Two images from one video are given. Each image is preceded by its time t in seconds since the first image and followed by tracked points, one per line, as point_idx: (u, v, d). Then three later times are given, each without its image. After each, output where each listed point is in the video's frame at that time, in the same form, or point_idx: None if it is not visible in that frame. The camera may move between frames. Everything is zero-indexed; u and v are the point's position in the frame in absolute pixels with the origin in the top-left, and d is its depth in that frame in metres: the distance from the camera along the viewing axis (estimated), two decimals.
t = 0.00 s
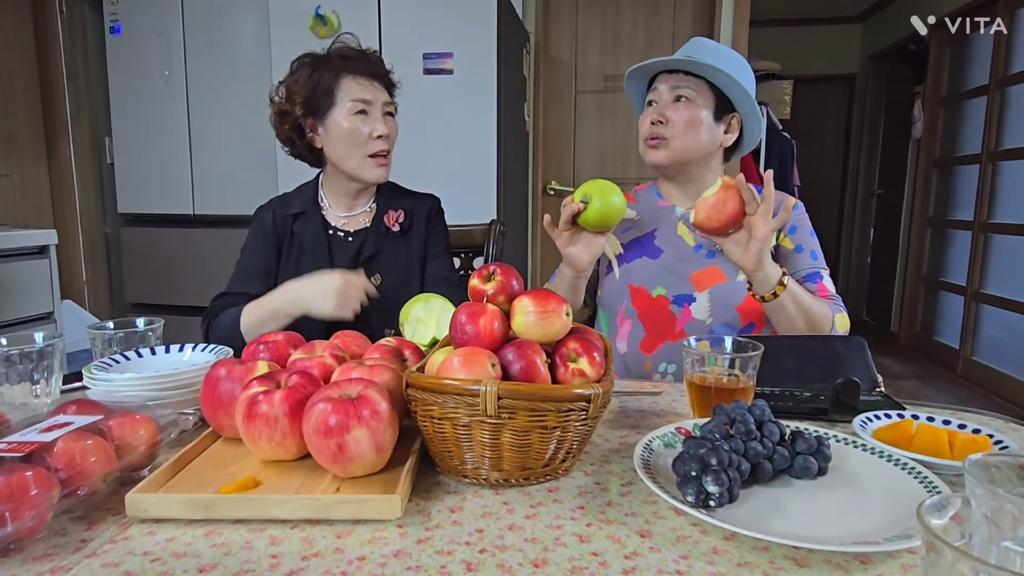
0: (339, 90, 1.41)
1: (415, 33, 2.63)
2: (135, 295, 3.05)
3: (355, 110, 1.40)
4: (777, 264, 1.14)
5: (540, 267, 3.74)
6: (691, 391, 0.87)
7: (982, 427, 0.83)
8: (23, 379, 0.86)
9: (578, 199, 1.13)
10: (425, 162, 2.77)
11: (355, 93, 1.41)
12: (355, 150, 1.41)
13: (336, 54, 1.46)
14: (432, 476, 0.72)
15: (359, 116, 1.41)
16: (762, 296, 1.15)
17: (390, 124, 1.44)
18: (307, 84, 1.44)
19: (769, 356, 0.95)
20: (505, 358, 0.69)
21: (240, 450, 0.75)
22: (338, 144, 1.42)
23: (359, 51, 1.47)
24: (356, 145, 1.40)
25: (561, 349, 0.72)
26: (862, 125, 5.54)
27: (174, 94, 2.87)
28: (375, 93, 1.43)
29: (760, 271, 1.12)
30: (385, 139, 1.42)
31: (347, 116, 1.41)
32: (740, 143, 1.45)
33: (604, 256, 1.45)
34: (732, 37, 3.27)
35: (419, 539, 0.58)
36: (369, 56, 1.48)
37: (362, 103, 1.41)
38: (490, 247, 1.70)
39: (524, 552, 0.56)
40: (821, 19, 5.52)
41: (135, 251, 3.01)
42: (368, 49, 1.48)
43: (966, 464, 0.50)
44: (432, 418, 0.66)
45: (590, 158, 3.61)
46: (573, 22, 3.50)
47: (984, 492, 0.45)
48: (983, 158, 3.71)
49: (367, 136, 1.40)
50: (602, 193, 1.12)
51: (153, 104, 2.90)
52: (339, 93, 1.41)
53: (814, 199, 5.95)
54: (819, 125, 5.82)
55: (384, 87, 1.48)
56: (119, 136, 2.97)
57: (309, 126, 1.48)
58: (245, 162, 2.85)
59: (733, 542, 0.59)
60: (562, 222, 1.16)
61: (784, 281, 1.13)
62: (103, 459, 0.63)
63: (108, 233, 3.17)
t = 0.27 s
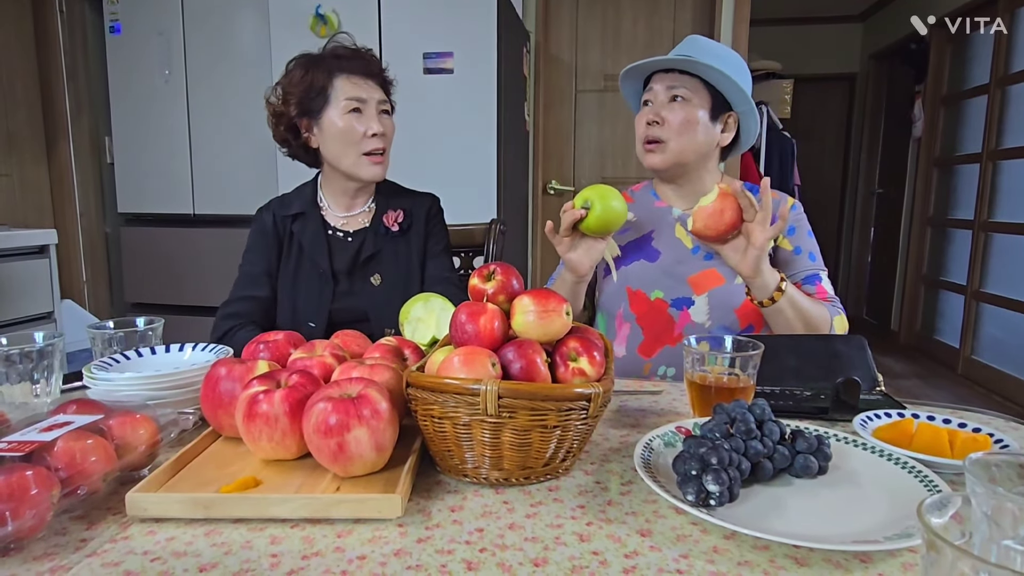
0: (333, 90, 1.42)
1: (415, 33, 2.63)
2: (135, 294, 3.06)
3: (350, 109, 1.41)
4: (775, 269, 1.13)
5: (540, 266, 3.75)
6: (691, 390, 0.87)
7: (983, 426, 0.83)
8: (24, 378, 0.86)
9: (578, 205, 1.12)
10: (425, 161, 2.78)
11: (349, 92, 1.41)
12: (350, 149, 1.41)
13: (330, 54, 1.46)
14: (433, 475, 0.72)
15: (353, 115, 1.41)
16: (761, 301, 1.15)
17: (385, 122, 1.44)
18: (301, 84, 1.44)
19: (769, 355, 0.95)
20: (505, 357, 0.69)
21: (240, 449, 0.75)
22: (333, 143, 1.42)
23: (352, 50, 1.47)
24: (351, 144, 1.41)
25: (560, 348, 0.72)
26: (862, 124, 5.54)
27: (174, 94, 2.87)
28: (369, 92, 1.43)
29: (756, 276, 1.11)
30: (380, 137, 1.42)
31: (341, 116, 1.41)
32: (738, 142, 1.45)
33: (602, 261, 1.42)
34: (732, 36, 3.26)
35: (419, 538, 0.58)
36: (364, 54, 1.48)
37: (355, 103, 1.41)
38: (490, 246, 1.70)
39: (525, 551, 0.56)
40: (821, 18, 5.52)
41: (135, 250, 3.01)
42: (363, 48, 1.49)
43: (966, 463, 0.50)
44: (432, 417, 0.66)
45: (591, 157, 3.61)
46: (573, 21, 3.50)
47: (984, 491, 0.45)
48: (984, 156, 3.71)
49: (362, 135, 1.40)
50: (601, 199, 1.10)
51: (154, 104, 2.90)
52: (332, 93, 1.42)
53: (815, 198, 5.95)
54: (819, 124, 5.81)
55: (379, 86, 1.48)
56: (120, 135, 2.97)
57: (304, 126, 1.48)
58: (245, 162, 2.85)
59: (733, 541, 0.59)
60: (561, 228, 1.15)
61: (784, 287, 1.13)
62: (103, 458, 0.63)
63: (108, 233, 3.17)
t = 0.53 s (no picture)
0: (331, 90, 1.41)
1: (415, 32, 2.63)
2: (135, 294, 3.06)
3: (348, 109, 1.40)
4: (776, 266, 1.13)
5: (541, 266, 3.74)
6: (691, 390, 0.87)
7: (983, 425, 0.83)
8: (23, 378, 0.86)
9: (581, 207, 1.13)
10: (425, 161, 2.78)
11: (348, 93, 1.41)
12: (348, 149, 1.40)
13: (327, 53, 1.46)
14: (432, 475, 0.72)
15: (351, 115, 1.41)
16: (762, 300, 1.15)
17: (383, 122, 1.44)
18: (298, 84, 1.44)
19: (769, 354, 0.95)
20: (504, 356, 0.69)
21: (239, 449, 0.75)
22: (331, 143, 1.42)
23: (349, 49, 1.47)
24: (349, 144, 1.40)
25: (560, 347, 0.72)
26: (862, 123, 5.54)
27: (174, 93, 2.87)
28: (367, 91, 1.43)
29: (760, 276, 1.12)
30: (379, 137, 1.42)
31: (339, 116, 1.41)
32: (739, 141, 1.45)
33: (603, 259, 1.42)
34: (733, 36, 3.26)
35: (418, 537, 0.58)
36: (361, 54, 1.48)
37: (353, 103, 1.41)
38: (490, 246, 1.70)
39: (524, 550, 0.56)
40: (822, 17, 5.51)
41: (135, 250, 3.01)
42: (360, 47, 1.48)
43: (965, 462, 0.50)
44: (431, 416, 0.66)
45: (591, 156, 3.61)
46: (573, 20, 3.50)
47: (983, 490, 0.45)
48: (984, 155, 3.70)
49: (360, 134, 1.40)
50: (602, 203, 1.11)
51: (153, 104, 2.90)
52: (330, 93, 1.42)
53: (815, 198, 5.94)
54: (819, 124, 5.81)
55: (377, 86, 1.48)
56: (120, 135, 2.98)
57: (302, 126, 1.48)
58: (245, 162, 2.85)
59: (733, 540, 0.59)
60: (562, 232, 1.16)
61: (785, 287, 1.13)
62: (103, 458, 0.63)
63: (108, 233, 3.17)
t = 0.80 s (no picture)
0: (332, 90, 1.41)
1: (416, 31, 2.63)
2: (136, 293, 3.06)
3: (349, 110, 1.40)
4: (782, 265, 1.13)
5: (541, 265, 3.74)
6: (691, 388, 0.87)
7: (984, 423, 0.83)
8: (24, 377, 0.86)
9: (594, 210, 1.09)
10: (425, 160, 2.78)
11: (350, 93, 1.41)
12: (350, 149, 1.41)
13: (328, 53, 1.46)
14: (433, 473, 0.72)
15: (352, 115, 1.41)
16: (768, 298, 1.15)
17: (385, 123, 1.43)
18: (300, 84, 1.44)
19: (770, 353, 0.95)
20: (505, 355, 0.69)
21: (240, 448, 0.75)
22: (332, 144, 1.42)
23: (349, 49, 1.47)
24: (350, 145, 1.41)
25: (561, 346, 0.71)
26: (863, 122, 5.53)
27: (174, 93, 2.87)
28: (369, 91, 1.42)
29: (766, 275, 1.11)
30: (380, 137, 1.42)
31: (340, 116, 1.41)
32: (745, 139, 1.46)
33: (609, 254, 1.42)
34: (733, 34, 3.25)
35: (419, 536, 0.58)
36: (362, 54, 1.48)
37: (354, 103, 1.41)
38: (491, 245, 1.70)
39: (525, 548, 0.56)
40: (822, 16, 5.51)
41: (136, 250, 3.01)
42: (361, 47, 1.48)
43: (967, 460, 0.50)
44: (432, 415, 0.66)
45: (591, 155, 3.60)
46: (574, 19, 3.49)
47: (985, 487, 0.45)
48: (984, 154, 3.70)
49: (361, 135, 1.40)
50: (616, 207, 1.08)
51: (154, 104, 2.90)
52: (332, 93, 1.42)
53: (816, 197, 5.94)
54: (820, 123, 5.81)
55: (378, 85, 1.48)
56: (120, 135, 2.98)
57: (303, 126, 1.48)
58: (246, 161, 2.85)
59: (734, 538, 0.59)
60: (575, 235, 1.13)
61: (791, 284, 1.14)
62: (103, 457, 0.63)
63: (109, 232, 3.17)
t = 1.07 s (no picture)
0: (322, 92, 1.41)
1: (416, 31, 2.63)
2: (136, 293, 3.06)
3: (337, 113, 1.40)
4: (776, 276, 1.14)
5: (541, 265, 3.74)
6: (691, 388, 0.87)
7: (984, 422, 0.83)
8: (24, 377, 0.86)
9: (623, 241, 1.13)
10: (425, 160, 2.78)
11: (338, 95, 1.40)
12: (337, 152, 1.40)
13: (323, 54, 1.44)
14: (432, 473, 0.72)
15: (340, 117, 1.40)
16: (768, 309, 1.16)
17: (374, 123, 1.41)
18: (292, 85, 1.44)
19: (770, 352, 0.95)
20: (505, 355, 0.69)
21: (240, 447, 0.75)
22: (322, 145, 1.42)
23: (344, 48, 1.46)
24: (338, 147, 1.40)
25: (561, 345, 0.71)
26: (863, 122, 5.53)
27: (174, 93, 2.87)
28: (359, 93, 1.41)
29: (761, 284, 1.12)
30: (369, 139, 1.40)
31: (329, 119, 1.41)
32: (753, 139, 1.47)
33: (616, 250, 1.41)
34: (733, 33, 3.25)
35: (419, 535, 0.58)
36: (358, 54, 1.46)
37: (342, 105, 1.40)
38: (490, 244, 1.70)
39: (525, 548, 0.56)
40: (822, 16, 5.51)
41: (136, 250, 3.01)
42: (358, 47, 1.47)
43: (966, 459, 0.50)
44: (432, 415, 0.66)
45: (591, 155, 3.60)
46: (574, 19, 3.49)
47: (985, 486, 0.45)
48: (985, 153, 3.70)
49: (348, 137, 1.39)
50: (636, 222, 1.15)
51: (154, 103, 2.90)
52: (322, 95, 1.41)
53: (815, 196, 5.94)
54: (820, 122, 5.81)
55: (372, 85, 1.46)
56: (120, 135, 2.97)
57: (299, 128, 1.49)
58: (246, 161, 2.84)
59: (733, 538, 0.59)
60: (617, 277, 1.14)
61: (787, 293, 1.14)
62: (103, 456, 0.63)
63: (108, 232, 3.17)
